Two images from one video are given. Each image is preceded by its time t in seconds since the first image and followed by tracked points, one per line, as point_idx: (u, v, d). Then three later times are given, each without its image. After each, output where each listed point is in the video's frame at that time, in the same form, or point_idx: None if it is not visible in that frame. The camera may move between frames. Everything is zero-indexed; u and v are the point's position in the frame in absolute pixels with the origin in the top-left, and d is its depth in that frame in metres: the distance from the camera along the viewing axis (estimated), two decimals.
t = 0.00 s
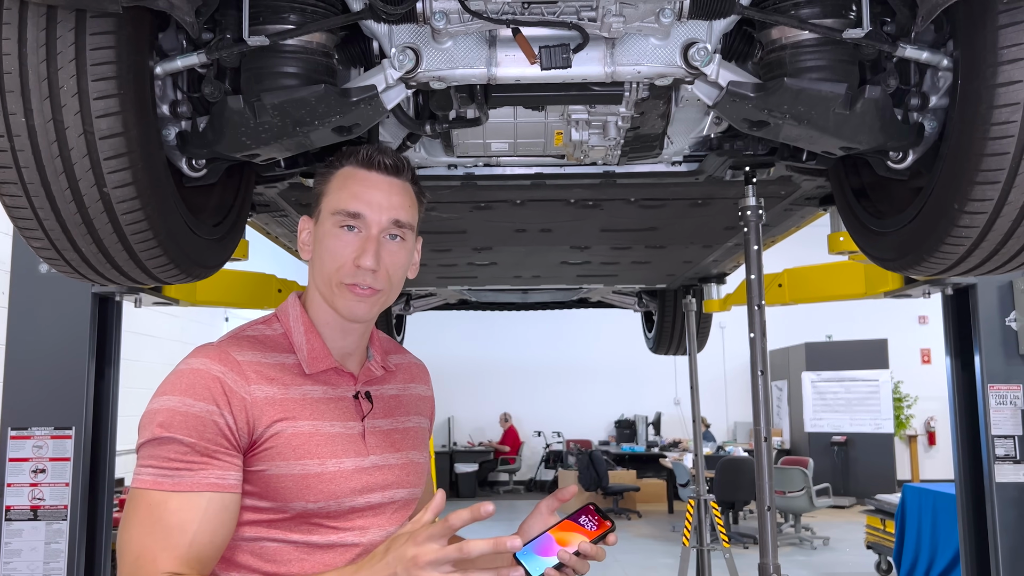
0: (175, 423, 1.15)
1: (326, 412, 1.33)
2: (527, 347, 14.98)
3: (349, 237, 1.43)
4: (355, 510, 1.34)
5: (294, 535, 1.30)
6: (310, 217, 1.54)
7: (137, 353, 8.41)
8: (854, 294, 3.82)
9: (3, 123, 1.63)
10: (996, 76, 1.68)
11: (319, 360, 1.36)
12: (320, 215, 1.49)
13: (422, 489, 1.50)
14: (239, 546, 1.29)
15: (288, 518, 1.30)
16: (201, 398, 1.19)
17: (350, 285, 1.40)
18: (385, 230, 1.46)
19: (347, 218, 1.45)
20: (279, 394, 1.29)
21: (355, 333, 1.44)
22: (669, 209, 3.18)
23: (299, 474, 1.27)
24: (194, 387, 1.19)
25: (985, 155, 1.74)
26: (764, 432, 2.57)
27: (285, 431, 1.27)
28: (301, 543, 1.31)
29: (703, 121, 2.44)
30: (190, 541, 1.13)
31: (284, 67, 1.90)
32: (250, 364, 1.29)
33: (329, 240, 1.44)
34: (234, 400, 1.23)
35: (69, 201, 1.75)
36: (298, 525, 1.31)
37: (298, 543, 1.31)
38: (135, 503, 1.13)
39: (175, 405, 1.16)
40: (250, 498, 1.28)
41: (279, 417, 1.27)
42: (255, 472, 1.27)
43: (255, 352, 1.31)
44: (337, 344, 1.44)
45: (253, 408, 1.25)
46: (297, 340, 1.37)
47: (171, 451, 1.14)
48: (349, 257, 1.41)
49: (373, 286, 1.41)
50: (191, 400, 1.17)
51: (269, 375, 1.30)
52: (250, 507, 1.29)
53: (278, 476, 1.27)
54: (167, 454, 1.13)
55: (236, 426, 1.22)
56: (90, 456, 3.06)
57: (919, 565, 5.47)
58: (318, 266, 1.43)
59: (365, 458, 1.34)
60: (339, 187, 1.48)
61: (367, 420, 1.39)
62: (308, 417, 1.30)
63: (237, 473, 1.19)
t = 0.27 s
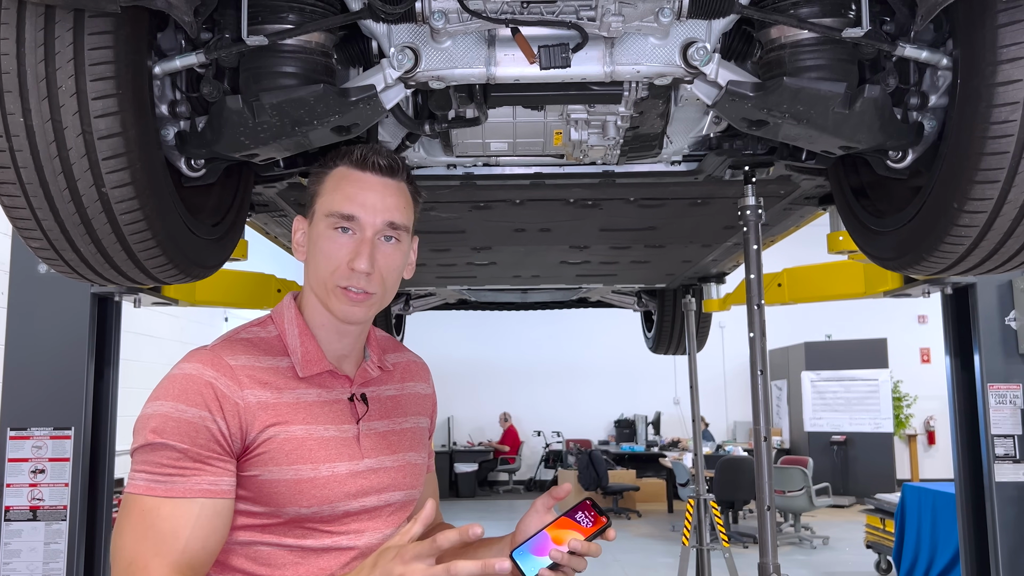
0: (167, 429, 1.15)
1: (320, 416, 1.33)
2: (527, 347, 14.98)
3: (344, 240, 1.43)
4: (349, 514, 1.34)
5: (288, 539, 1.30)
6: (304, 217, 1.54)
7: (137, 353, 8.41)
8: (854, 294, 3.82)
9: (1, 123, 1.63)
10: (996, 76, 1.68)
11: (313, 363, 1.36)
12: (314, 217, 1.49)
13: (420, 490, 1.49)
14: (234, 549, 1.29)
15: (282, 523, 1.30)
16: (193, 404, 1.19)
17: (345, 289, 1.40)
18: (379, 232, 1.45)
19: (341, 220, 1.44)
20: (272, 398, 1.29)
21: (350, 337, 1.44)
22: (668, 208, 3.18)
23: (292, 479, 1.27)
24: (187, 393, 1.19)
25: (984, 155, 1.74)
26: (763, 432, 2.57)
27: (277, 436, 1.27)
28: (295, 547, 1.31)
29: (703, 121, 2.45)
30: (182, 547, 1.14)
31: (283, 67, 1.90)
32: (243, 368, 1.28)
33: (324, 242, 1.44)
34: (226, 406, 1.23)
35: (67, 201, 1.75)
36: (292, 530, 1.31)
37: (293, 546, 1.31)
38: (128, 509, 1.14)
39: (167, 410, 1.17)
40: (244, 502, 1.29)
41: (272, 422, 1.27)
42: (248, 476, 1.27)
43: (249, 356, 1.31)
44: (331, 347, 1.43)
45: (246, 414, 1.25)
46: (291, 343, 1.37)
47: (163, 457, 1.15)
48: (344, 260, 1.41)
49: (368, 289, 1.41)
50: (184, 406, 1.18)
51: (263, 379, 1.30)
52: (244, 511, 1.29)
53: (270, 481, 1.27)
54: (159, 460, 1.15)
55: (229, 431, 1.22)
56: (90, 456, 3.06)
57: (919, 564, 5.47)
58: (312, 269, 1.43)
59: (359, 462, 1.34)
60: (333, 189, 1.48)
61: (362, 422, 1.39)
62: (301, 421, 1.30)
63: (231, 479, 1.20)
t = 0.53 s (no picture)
0: (169, 429, 1.15)
1: (321, 418, 1.32)
2: (526, 347, 14.98)
3: (352, 241, 1.43)
4: (348, 516, 1.34)
5: (287, 541, 1.30)
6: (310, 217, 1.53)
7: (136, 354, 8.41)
8: (854, 293, 3.82)
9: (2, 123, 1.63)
10: (997, 75, 1.68)
11: (314, 364, 1.35)
12: (321, 217, 1.48)
13: (420, 492, 1.50)
14: (233, 550, 1.29)
15: (282, 524, 1.30)
16: (194, 405, 1.19)
17: (351, 291, 1.39)
18: (388, 234, 1.45)
19: (350, 221, 1.44)
20: (274, 399, 1.28)
21: (353, 339, 1.43)
22: (668, 208, 3.18)
23: (293, 481, 1.27)
24: (188, 393, 1.19)
25: (985, 155, 1.74)
26: (763, 432, 2.57)
27: (278, 438, 1.27)
28: (295, 549, 1.31)
29: (703, 120, 2.46)
30: (181, 549, 1.13)
31: (284, 66, 1.90)
32: (245, 369, 1.28)
33: (331, 243, 1.43)
34: (229, 407, 1.23)
35: (67, 201, 1.75)
36: (292, 531, 1.31)
37: (292, 548, 1.31)
38: (126, 508, 1.14)
39: (169, 410, 1.16)
40: (244, 503, 1.29)
41: (274, 423, 1.27)
42: (249, 477, 1.27)
43: (251, 357, 1.31)
44: (333, 349, 1.43)
45: (248, 415, 1.25)
46: (293, 344, 1.36)
47: (163, 457, 1.14)
48: (351, 262, 1.41)
49: (374, 292, 1.40)
50: (186, 407, 1.18)
51: (264, 380, 1.29)
52: (243, 512, 1.29)
53: (271, 483, 1.27)
54: (160, 460, 1.14)
55: (230, 432, 1.22)
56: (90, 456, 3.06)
57: (919, 564, 5.47)
58: (318, 270, 1.43)
59: (360, 464, 1.34)
60: (341, 189, 1.47)
61: (363, 424, 1.39)
62: (303, 423, 1.30)
63: (230, 481, 1.20)
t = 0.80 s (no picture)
0: (175, 421, 1.15)
1: (328, 411, 1.32)
2: (526, 346, 14.98)
3: (357, 227, 1.44)
4: (356, 511, 1.34)
5: (295, 536, 1.30)
6: (312, 209, 1.53)
7: (136, 354, 8.40)
8: (853, 293, 3.82)
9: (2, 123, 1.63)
10: (996, 74, 1.68)
11: (320, 358, 1.36)
12: (324, 207, 1.49)
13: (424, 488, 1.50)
14: (239, 546, 1.28)
15: (290, 519, 1.30)
16: (201, 397, 1.18)
17: (360, 275, 1.40)
18: (393, 219, 1.46)
19: (355, 208, 1.45)
20: (281, 393, 1.28)
21: (359, 325, 1.44)
22: (668, 207, 3.18)
23: (301, 474, 1.27)
24: (194, 385, 1.19)
25: (986, 153, 1.74)
26: (764, 431, 2.57)
27: (286, 431, 1.27)
28: (302, 544, 1.30)
29: (703, 120, 2.46)
30: (175, 540, 1.11)
31: (284, 66, 1.90)
32: (251, 363, 1.28)
33: (337, 231, 1.44)
34: (235, 400, 1.23)
35: (67, 200, 1.75)
36: (299, 526, 1.30)
37: (300, 544, 1.30)
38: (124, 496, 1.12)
39: (175, 403, 1.16)
40: (250, 498, 1.28)
41: (281, 417, 1.27)
42: (256, 472, 1.27)
43: (257, 351, 1.31)
44: (338, 338, 1.43)
45: (255, 408, 1.25)
46: (299, 338, 1.37)
47: (166, 449, 1.13)
48: (359, 247, 1.41)
49: (382, 275, 1.41)
50: (192, 399, 1.17)
51: (271, 374, 1.30)
52: (249, 507, 1.28)
53: (280, 477, 1.26)
54: (162, 451, 1.13)
55: (236, 426, 1.22)
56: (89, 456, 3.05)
57: (918, 563, 5.47)
58: (325, 258, 1.43)
59: (367, 458, 1.34)
60: (344, 178, 1.49)
61: (370, 419, 1.39)
62: (310, 417, 1.30)
63: (232, 475, 1.18)
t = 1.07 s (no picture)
0: (184, 419, 1.15)
1: (333, 411, 1.33)
2: (525, 346, 14.98)
3: (373, 237, 1.43)
4: (359, 511, 1.34)
5: (300, 535, 1.30)
6: (328, 212, 1.53)
7: (135, 354, 8.40)
8: (853, 293, 3.82)
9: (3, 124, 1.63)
10: (996, 75, 1.68)
11: (326, 359, 1.36)
12: (342, 212, 1.48)
13: (425, 491, 1.50)
14: (245, 544, 1.28)
15: (295, 517, 1.29)
16: (209, 394, 1.19)
17: (369, 285, 1.39)
18: (408, 233, 1.45)
19: (372, 218, 1.44)
20: (288, 391, 1.29)
21: (364, 333, 1.44)
22: (668, 208, 3.18)
23: (307, 472, 1.27)
24: (202, 382, 1.19)
25: (986, 154, 1.74)
26: (763, 431, 2.58)
27: (292, 429, 1.27)
28: (307, 543, 1.30)
29: (703, 120, 2.45)
30: (193, 539, 1.13)
31: (284, 67, 1.90)
32: (259, 362, 1.28)
33: (351, 238, 1.43)
34: (243, 396, 1.23)
35: (68, 202, 1.75)
36: (304, 525, 1.30)
37: (304, 542, 1.30)
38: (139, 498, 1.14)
39: (183, 400, 1.16)
40: (256, 495, 1.28)
41: (288, 414, 1.27)
42: (262, 469, 1.26)
43: (264, 350, 1.31)
44: (342, 342, 1.43)
45: (262, 405, 1.25)
46: (305, 339, 1.37)
47: (178, 447, 1.14)
48: (371, 257, 1.41)
49: (392, 286, 1.41)
50: (199, 396, 1.18)
51: (278, 372, 1.30)
52: (256, 504, 1.28)
53: (286, 475, 1.26)
54: (174, 450, 1.14)
55: (245, 422, 1.22)
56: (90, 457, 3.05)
57: (919, 563, 5.47)
58: (337, 263, 1.43)
59: (370, 458, 1.34)
60: (364, 187, 1.48)
61: (372, 420, 1.39)
62: (315, 416, 1.30)
63: (244, 470, 1.19)
